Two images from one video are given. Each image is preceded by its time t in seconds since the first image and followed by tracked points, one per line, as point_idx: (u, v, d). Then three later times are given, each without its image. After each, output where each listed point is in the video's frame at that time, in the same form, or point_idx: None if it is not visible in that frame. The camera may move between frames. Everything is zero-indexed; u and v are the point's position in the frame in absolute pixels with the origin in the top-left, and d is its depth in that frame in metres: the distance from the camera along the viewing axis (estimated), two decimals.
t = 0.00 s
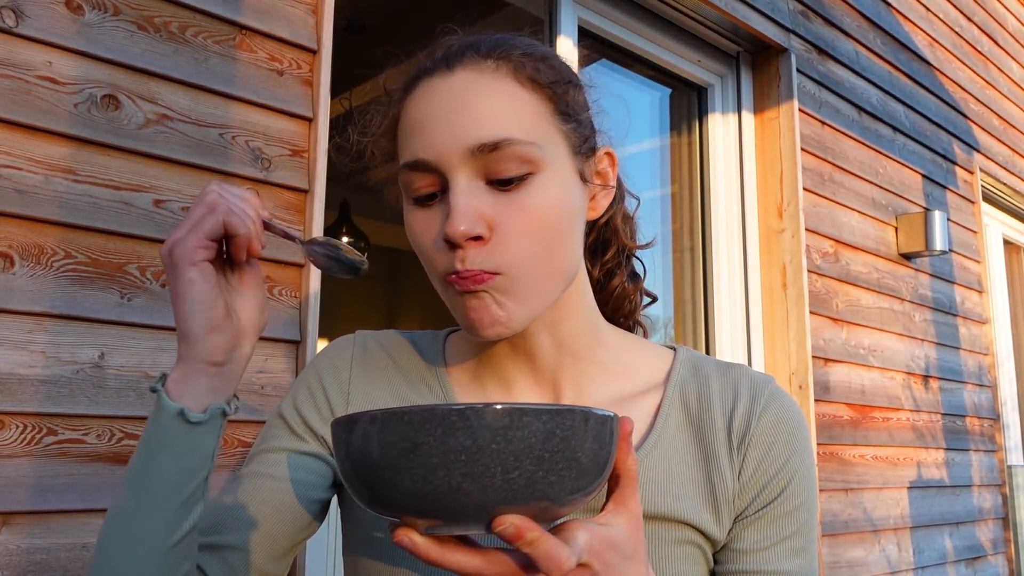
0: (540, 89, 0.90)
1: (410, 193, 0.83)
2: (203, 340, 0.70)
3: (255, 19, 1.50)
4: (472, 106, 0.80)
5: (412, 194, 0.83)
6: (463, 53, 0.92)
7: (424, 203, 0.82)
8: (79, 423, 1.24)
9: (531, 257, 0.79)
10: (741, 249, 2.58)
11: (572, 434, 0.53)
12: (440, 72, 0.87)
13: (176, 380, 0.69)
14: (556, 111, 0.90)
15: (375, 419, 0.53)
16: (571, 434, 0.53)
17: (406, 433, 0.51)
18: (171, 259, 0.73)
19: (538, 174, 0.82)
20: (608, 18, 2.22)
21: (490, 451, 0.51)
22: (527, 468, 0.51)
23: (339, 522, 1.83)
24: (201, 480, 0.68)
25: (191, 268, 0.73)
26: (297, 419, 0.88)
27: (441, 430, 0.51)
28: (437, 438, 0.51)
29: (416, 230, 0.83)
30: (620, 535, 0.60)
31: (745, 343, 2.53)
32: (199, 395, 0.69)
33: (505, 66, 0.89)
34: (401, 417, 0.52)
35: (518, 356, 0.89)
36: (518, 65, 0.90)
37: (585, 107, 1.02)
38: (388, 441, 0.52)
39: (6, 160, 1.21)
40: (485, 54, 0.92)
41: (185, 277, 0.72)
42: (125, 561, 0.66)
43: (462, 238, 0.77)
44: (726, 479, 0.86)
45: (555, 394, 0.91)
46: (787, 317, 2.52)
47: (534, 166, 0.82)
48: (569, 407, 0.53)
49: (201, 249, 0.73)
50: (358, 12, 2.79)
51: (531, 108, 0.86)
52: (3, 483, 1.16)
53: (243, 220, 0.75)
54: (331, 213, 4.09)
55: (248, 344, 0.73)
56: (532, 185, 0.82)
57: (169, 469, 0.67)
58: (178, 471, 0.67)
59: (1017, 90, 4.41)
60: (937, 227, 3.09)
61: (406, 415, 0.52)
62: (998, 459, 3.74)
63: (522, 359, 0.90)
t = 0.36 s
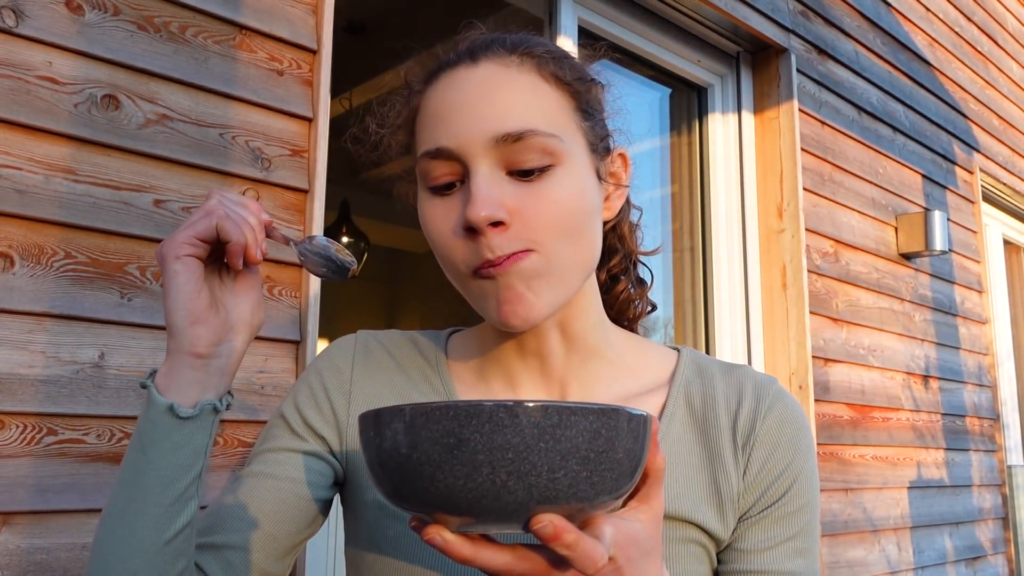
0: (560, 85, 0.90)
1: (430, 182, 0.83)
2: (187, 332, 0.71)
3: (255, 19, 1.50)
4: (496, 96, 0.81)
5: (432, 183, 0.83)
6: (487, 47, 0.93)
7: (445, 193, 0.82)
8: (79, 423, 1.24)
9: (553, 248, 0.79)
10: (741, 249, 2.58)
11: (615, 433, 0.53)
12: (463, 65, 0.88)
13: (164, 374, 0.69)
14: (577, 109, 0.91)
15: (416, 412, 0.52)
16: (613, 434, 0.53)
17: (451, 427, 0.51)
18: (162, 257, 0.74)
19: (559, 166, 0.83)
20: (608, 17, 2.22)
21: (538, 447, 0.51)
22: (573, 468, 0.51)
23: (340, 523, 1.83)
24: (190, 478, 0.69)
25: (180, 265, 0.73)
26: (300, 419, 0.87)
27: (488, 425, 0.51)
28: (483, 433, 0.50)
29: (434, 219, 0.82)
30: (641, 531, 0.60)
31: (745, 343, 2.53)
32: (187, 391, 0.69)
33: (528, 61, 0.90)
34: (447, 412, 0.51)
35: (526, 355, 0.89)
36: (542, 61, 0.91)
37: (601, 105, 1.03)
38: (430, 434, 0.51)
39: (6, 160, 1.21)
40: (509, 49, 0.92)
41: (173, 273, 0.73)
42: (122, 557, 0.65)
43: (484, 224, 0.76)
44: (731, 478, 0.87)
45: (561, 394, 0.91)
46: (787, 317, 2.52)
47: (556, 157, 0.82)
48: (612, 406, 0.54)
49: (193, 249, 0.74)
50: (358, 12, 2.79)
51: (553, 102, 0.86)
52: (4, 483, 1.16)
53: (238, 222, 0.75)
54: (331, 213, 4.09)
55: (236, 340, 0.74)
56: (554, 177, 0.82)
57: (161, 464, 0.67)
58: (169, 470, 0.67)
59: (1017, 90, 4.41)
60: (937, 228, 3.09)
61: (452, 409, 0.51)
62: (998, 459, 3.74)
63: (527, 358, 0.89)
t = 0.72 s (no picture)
0: (575, 84, 0.91)
1: (440, 174, 0.83)
2: (185, 335, 0.70)
3: (255, 19, 1.50)
4: (512, 92, 0.81)
5: (442, 176, 0.83)
6: (503, 43, 0.93)
7: (455, 186, 0.82)
8: (79, 423, 1.24)
9: (562, 242, 0.79)
10: (741, 248, 2.58)
11: (620, 425, 0.54)
12: (479, 60, 0.88)
13: (163, 378, 0.69)
14: (588, 110, 0.91)
15: (424, 409, 0.52)
16: (620, 426, 0.54)
17: (461, 421, 0.51)
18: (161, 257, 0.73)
19: (569, 164, 0.83)
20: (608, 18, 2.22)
21: (547, 437, 0.51)
22: (582, 458, 0.52)
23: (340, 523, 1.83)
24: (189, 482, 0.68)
25: (179, 266, 0.73)
26: (299, 420, 0.87)
27: (498, 417, 0.51)
28: (493, 426, 0.51)
29: (442, 211, 0.82)
30: (642, 526, 0.59)
31: (744, 343, 2.53)
32: (186, 394, 0.69)
33: (543, 58, 0.90)
34: (457, 406, 0.52)
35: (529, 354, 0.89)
36: (556, 60, 0.92)
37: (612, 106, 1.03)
38: (438, 429, 0.52)
39: (6, 160, 1.21)
40: (525, 45, 0.93)
41: (172, 274, 0.72)
42: (123, 560, 0.65)
43: (496, 217, 0.76)
44: (732, 478, 0.87)
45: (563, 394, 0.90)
46: (787, 317, 2.52)
47: (567, 155, 0.82)
48: (617, 397, 0.54)
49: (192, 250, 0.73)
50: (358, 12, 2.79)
51: (567, 100, 0.87)
52: (4, 483, 1.16)
53: (237, 222, 0.74)
54: (332, 213, 4.09)
55: (236, 342, 0.73)
56: (565, 173, 0.82)
57: (161, 466, 0.67)
58: (167, 473, 0.67)
59: (1017, 90, 4.41)
60: (937, 227, 3.10)
61: (461, 404, 0.51)
62: (998, 459, 3.74)
63: (530, 357, 0.89)
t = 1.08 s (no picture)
0: (579, 83, 0.91)
1: (444, 169, 0.83)
2: (189, 340, 0.71)
3: (255, 19, 1.50)
4: (517, 88, 0.82)
5: (447, 172, 0.83)
6: (508, 42, 0.93)
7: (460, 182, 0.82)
8: (79, 423, 1.24)
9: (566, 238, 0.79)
10: (741, 248, 2.58)
11: (622, 439, 0.53)
12: (484, 58, 0.88)
13: (166, 380, 0.70)
14: (593, 108, 0.92)
15: (424, 419, 0.52)
16: (622, 440, 0.54)
17: (461, 434, 0.51)
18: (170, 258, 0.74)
19: (576, 158, 0.83)
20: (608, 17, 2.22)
21: (548, 452, 0.51)
22: (582, 474, 0.51)
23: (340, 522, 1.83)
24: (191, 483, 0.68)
25: (186, 268, 0.74)
26: (300, 420, 0.87)
27: (498, 432, 0.51)
28: (493, 440, 0.51)
29: (447, 205, 0.82)
30: (641, 530, 0.59)
31: (744, 343, 2.53)
32: (190, 396, 0.70)
33: (547, 56, 0.90)
34: (457, 419, 0.51)
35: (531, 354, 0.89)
36: (561, 59, 0.92)
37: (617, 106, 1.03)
38: (439, 442, 0.51)
39: (6, 160, 1.21)
40: (530, 44, 0.93)
41: (180, 275, 0.73)
42: (123, 560, 0.65)
43: (501, 211, 0.76)
44: (733, 477, 0.86)
45: (565, 394, 0.90)
46: (787, 317, 2.52)
47: (573, 150, 0.82)
48: (620, 411, 0.54)
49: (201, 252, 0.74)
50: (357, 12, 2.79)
51: (571, 97, 0.87)
52: (4, 483, 1.16)
53: (246, 223, 0.74)
54: (332, 213, 4.09)
55: (241, 347, 0.74)
56: (570, 169, 0.82)
57: (164, 468, 0.67)
58: (170, 473, 0.67)
59: (1017, 90, 4.41)
60: (937, 227, 3.10)
61: (461, 417, 0.51)
62: (998, 459, 3.74)
63: (532, 358, 0.89)
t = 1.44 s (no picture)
0: (600, 83, 0.93)
1: (466, 159, 0.84)
2: (202, 344, 0.71)
3: (255, 19, 1.50)
4: (547, 87, 0.83)
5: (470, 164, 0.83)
6: (532, 37, 0.94)
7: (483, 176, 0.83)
8: (79, 423, 1.24)
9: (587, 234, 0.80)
10: (741, 248, 2.58)
11: (617, 453, 0.53)
12: (508, 53, 0.90)
13: (177, 383, 0.69)
14: (610, 110, 0.93)
15: (412, 441, 0.51)
16: (616, 452, 0.53)
17: (451, 458, 0.50)
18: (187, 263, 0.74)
19: (598, 158, 0.84)
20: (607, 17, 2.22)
21: (539, 472, 0.50)
22: (574, 491, 0.51)
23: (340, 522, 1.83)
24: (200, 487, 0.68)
25: (202, 272, 0.74)
26: (302, 420, 0.87)
27: (487, 455, 0.50)
28: (482, 463, 0.50)
29: (467, 194, 0.82)
30: (637, 532, 0.59)
31: (744, 343, 2.53)
32: (200, 401, 0.69)
33: (569, 55, 0.92)
34: (445, 443, 0.50)
35: (534, 354, 0.89)
36: (583, 58, 0.93)
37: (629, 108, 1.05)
38: (428, 464, 0.51)
39: (6, 160, 1.21)
40: (552, 42, 0.94)
41: (195, 280, 0.73)
42: (129, 564, 0.65)
43: (528, 205, 0.76)
44: (734, 477, 0.86)
45: (568, 394, 0.90)
46: (786, 317, 2.52)
47: (595, 148, 0.84)
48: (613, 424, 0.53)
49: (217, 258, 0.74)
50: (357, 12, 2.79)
51: (593, 96, 0.88)
52: (4, 483, 1.17)
53: (263, 231, 0.75)
54: (332, 213, 4.09)
55: (253, 353, 0.73)
56: (592, 166, 0.83)
57: (172, 473, 0.67)
58: (180, 477, 0.67)
59: (1017, 90, 4.41)
60: (937, 227, 3.10)
61: (449, 440, 0.50)
62: (998, 459, 3.74)
63: (534, 357, 0.89)
